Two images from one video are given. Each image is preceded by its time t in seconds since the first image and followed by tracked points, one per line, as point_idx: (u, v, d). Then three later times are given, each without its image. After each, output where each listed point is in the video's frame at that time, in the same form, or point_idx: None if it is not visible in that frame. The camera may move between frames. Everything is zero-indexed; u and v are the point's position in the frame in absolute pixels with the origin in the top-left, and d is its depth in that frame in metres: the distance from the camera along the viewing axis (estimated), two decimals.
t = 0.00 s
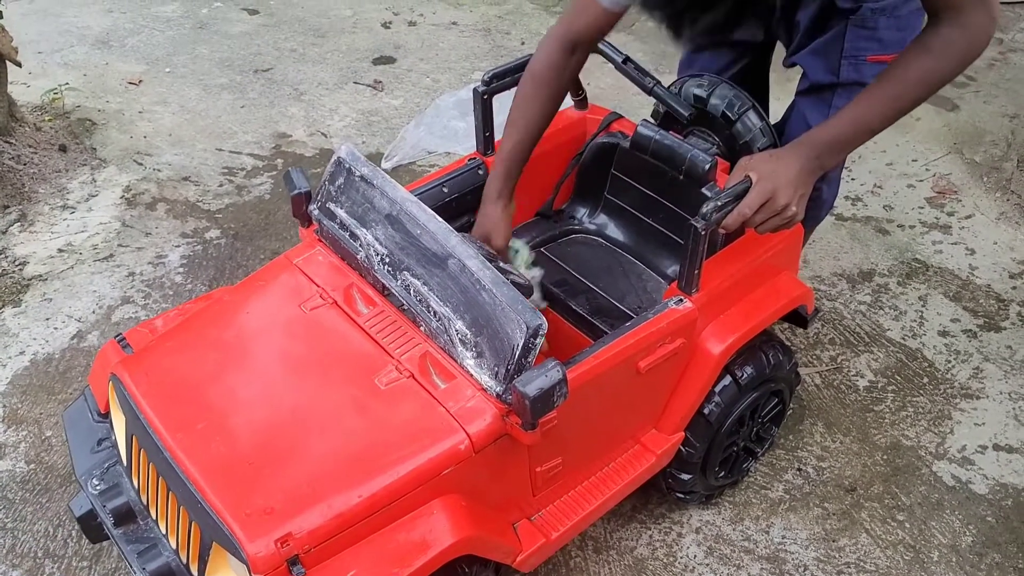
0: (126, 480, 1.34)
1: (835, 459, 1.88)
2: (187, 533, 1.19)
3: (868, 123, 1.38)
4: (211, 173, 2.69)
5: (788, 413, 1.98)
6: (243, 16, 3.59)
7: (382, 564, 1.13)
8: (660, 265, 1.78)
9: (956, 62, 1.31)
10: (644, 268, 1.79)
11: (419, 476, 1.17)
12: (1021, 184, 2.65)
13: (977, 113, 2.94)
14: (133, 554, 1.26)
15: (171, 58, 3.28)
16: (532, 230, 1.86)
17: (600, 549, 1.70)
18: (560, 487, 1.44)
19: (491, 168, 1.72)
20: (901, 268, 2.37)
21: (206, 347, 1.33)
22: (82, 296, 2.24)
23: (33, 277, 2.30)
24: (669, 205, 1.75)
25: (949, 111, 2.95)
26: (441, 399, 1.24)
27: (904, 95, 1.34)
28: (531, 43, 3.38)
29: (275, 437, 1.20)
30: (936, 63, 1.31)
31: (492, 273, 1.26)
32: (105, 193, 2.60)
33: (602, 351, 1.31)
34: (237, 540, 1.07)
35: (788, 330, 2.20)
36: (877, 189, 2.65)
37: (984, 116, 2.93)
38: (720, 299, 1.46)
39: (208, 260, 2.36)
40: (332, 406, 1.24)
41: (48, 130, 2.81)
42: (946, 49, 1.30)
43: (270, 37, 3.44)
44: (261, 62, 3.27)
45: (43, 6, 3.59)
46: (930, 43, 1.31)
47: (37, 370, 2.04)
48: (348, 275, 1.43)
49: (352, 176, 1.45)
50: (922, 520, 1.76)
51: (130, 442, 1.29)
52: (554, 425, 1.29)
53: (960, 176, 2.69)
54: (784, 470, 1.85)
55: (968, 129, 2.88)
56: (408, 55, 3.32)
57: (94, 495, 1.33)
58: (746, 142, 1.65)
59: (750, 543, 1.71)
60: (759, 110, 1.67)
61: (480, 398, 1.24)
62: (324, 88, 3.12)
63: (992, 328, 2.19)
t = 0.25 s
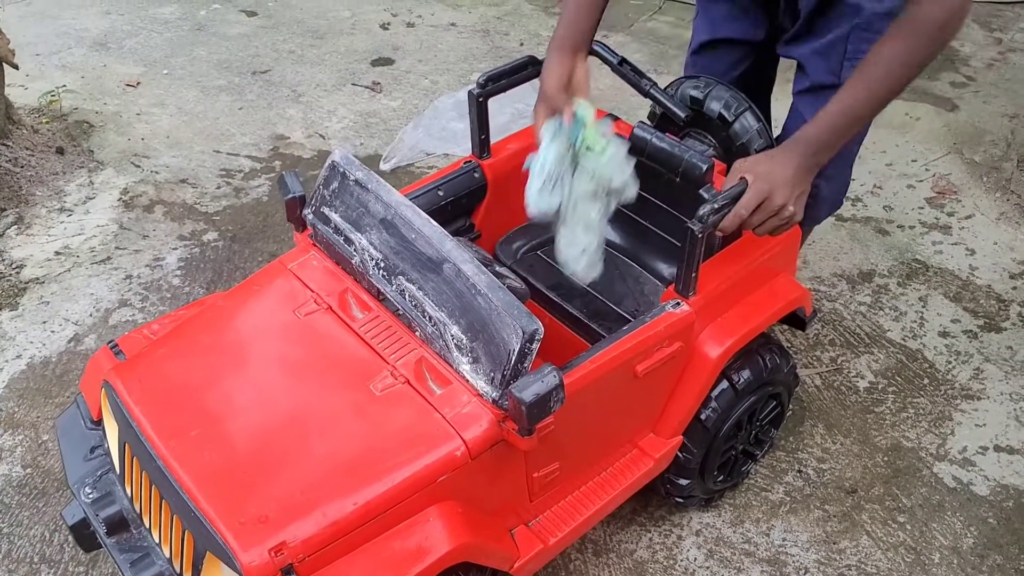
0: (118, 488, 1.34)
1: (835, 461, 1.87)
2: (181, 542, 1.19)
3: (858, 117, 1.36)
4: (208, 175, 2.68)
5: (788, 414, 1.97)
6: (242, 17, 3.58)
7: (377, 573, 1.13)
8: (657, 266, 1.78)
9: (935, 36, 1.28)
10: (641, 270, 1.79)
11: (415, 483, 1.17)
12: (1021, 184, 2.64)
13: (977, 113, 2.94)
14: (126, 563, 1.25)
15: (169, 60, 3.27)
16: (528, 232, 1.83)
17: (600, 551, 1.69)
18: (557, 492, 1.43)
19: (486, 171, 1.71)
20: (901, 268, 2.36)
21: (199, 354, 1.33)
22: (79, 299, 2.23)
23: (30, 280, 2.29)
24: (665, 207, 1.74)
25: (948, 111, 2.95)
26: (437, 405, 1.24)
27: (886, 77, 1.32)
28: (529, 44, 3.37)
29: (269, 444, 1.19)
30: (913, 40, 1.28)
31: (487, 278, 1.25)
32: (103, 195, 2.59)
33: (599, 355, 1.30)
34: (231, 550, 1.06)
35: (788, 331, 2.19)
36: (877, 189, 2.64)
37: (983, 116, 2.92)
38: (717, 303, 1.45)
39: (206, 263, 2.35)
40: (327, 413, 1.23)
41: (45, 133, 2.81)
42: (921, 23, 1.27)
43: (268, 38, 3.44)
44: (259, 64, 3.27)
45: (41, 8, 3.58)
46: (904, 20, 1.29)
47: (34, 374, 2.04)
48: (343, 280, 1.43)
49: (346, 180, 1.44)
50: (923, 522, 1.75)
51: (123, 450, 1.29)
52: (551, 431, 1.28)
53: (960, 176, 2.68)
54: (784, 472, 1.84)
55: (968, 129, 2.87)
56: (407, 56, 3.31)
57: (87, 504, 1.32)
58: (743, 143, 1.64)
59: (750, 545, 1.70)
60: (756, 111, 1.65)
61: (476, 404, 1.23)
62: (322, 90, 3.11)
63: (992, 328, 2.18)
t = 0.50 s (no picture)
0: (112, 493, 1.33)
1: (831, 460, 1.87)
2: (174, 547, 1.18)
3: (836, 58, 1.19)
4: (204, 178, 2.68)
5: (784, 414, 1.97)
6: (238, 20, 3.58)
7: None
8: (652, 267, 1.80)
9: None
10: (636, 271, 1.80)
11: (409, 486, 1.17)
12: (1015, 184, 2.65)
13: (971, 113, 2.94)
14: (119, 569, 1.24)
15: (165, 63, 3.27)
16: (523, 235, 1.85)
17: (596, 553, 1.69)
18: (553, 494, 1.43)
19: (481, 173, 1.71)
20: (896, 268, 2.36)
21: (193, 357, 1.33)
22: (73, 302, 2.23)
23: (24, 284, 2.29)
24: (659, 207, 1.74)
25: (943, 112, 2.95)
26: (432, 407, 1.24)
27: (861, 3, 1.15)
28: (525, 46, 3.37)
29: (263, 448, 1.19)
30: None
31: (481, 279, 1.25)
32: (98, 198, 2.59)
33: (593, 356, 1.30)
34: (224, 554, 1.06)
35: (784, 331, 2.19)
36: (872, 189, 2.65)
37: (978, 116, 2.93)
38: (712, 303, 1.45)
39: (201, 265, 2.35)
40: (321, 416, 1.23)
41: (40, 135, 2.80)
42: None
43: (264, 41, 3.43)
44: (255, 66, 3.26)
45: (37, 10, 3.58)
46: None
47: (28, 378, 2.03)
48: (337, 282, 1.43)
49: (340, 183, 1.44)
50: (918, 522, 1.75)
51: (116, 455, 1.28)
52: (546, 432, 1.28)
53: (955, 176, 2.69)
54: (781, 472, 1.84)
55: (963, 129, 2.88)
56: (403, 58, 3.31)
57: (79, 509, 1.31)
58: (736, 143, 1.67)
59: (747, 545, 1.71)
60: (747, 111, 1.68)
61: (471, 406, 1.23)
62: (318, 92, 3.11)
63: (987, 328, 2.18)
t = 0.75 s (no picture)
0: (116, 495, 1.34)
1: (833, 460, 1.87)
2: (178, 549, 1.19)
3: None
4: (207, 180, 2.69)
5: (786, 414, 1.97)
6: (240, 23, 3.59)
7: None
8: (652, 268, 1.80)
9: None
10: (636, 272, 1.81)
11: (411, 486, 1.17)
12: (1016, 182, 2.65)
13: (972, 112, 2.94)
14: (123, 570, 1.25)
15: (167, 66, 3.28)
16: (524, 236, 1.86)
17: (598, 553, 1.70)
18: (555, 494, 1.44)
19: (481, 175, 1.71)
20: (898, 267, 2.36)
21: (196, 359, 1.33)
22: (78, 304, 2.24)
23: (30, 286, 2.30)
24: (658, 208, 1.75)
25: (944, 110, 2.95)
26: (433, 408, 1.24)
27: None
28: (526, 47, 3.38)
29: (266, 449, 1.20)
30: None
31: (481, 280, 1.25)
32: (102, 200, 2.60)
33: (594, 357, 1.31)
34: (227, 555, 1.07)
35: (785, 330, 2.19)
36: (873, 189, 2.65)
37: (979, 115, 2.93)
38: (712, 303, 1.46)
39: (205, 267, 2.36)
40: (324, 417, 1.24)
41: (44, 139, 2.82)
42: None
43: (266, 44, 3.44)
44: (257, 69, 3.28)
45: (41, 15, 3.60)
46: None
47: (34, 379, 2.04)
48: (339, 284, 1.44)
49: (341, 185, 1.45)
50: (921, 522, 1.75)
51: (120, 457, 1.29)
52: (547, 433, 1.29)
53: (956, 175, 2.69)
54: (783, 472, 1.85)
55: (964, 128, 2.88)
56: (404, 60, 3.32)
57: (84, 510, 1.32)
58: (734, 144, 1.68)
59: (749, 545, 1.71)
60: (746, 112, 1.69)
61: (472, 407, 1.24)
62: (320, 94, 3.12)
63: (989, 327, 2.18)
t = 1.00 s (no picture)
0: (125, 495, 1.35)
1: (837, 461, 1.88)
2: (188, 549, 1.20)
3: None
4: (212, 182, 2.70)
5: (790, 415, 1.98)
6: (243, 26, 3.60)
7: None
8: (657, 270, 1.82)
9: None
10: (641, 274, 1.82)
11: (419, 487, 1.18)
12: (1018, 185, 2.65)
13: (974, 114, 2.95)
14: (134, 570, 1.26)
15: (171, 69, 3.29)
16: (529, 239, 1.87)
17: (603, 554, 1.70)
18: (561, 496, 1.44)
19: (487, 177, 1.72)
20: (901, 270, 2.37)
21: (205, 361, 1.34)
22: (85, 306, 2.25)
23: (37, 287, 2.31)
24: (663, 210, 1.76)
25: (946, 113, 2.96)
26: (441, 409, 1.25)
27: None
28: (528, 49, 3.39)
29: (275, 450, 1.21)
30: None
31: (489, 282, 1.26)
32: (107, 203, 2.61)
33: (600, 359, 1.31)
34: (239, 556, 1.08)
35: (789, 332, 2.20)
36: (875, 191, 2.66)
37: (981, 117, 2.94)
38: (717, 305, 1.46)
39: (210, 268, 2.37)
40: (332, 418, 1.25)
41: (49, 141, 2.83)
42: None
43: (270, 46, 3.45)
44: (261, 71, 3.29)
45: (45, 18, 3.61)
46: None
47: (41, 380, 2.05)
48: (346, 286, 1.45)
49: (348, 188, 1.46)
50: (926, 523, 1.76)
51: (130, 458, 1.30)
52: (554, 434, 1.30)
53: (958, 177, 2.69)
54: (787, 473, 1.85)
55: (966, 130, 2.89)
56: (407, 62, 3.33)
57: (94, 511, 1.33)
58: (738, 147, 1.70)
59: (754, 547, 1.71)
60: (751, 115, 1.70)
61: (480, 409, 1.25)
62: (323, 97, 3.13)
63: (992, 329, 2.19)
